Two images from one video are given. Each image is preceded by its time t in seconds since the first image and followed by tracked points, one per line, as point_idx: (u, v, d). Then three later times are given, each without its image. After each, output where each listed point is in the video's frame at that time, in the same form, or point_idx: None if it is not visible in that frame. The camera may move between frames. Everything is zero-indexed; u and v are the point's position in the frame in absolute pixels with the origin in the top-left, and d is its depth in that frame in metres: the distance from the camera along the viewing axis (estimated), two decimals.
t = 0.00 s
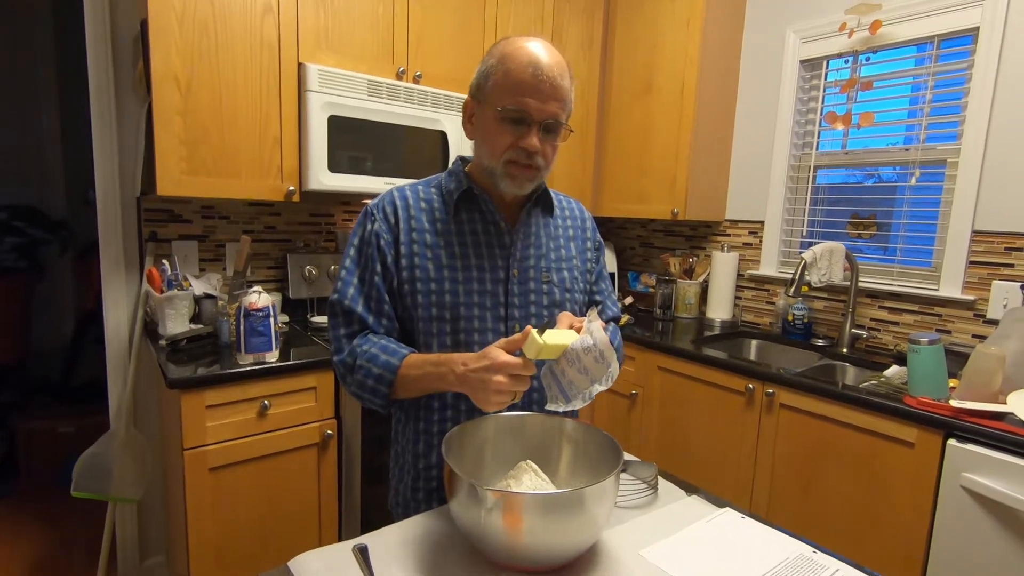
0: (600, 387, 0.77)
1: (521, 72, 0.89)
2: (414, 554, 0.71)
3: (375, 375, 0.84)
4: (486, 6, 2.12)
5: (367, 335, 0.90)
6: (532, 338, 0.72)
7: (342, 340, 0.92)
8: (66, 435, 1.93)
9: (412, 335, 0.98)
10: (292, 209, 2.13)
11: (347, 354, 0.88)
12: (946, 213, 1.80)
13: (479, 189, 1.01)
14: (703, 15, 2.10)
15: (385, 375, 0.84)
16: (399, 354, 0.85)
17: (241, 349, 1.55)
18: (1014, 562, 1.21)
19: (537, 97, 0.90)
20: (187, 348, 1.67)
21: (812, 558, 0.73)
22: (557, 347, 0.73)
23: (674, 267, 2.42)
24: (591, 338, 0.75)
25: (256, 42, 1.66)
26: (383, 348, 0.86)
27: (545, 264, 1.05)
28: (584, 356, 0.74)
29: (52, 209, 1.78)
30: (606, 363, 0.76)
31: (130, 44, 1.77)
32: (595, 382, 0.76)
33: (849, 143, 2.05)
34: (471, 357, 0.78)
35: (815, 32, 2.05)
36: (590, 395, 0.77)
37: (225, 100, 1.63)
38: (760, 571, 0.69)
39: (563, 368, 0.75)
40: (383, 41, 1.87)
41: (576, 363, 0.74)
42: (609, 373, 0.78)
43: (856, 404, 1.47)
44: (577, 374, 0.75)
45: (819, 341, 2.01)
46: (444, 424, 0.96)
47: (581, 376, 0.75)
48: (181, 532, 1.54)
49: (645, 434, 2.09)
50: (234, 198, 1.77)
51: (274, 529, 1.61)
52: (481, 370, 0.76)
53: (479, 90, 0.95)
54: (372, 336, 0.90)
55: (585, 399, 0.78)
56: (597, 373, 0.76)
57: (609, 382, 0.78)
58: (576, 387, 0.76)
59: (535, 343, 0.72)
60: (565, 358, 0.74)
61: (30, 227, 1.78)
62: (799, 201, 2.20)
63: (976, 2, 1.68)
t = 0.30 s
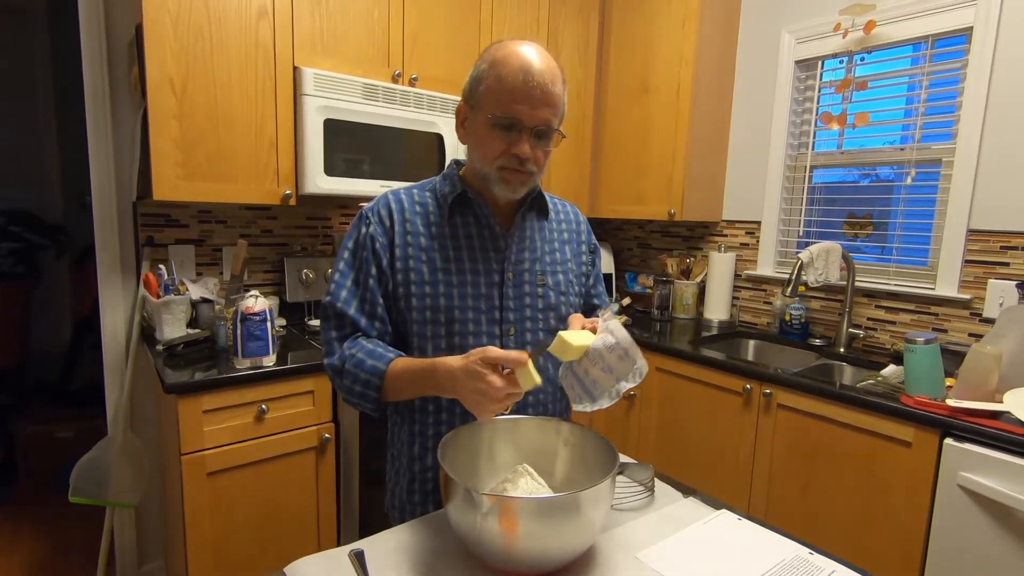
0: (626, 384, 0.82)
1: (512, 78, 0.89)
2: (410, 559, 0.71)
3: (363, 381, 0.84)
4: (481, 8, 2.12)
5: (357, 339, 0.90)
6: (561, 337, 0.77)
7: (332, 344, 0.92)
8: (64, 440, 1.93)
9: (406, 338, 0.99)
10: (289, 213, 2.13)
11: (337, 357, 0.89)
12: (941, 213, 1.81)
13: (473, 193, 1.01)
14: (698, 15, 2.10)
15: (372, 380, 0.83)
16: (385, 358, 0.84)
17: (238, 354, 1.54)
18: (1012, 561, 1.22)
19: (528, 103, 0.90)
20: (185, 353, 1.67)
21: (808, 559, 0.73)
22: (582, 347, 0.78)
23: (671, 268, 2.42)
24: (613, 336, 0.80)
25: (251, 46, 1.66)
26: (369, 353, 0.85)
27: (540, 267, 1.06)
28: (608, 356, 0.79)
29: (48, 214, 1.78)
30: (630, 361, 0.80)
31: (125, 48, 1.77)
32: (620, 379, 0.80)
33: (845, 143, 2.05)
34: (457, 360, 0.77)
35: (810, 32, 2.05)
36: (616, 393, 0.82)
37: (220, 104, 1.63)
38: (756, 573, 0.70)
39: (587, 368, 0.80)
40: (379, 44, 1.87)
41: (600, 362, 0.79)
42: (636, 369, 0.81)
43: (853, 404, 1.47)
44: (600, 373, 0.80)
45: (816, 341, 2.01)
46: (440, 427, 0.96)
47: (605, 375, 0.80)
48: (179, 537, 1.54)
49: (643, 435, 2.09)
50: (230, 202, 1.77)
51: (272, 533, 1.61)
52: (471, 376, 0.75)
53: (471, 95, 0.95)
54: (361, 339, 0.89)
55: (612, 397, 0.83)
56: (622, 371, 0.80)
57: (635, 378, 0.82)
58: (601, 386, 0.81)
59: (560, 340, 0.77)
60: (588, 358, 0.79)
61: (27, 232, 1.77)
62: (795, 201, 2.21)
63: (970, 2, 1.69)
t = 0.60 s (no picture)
0: (634, 381, 0.84)
1: (529, 90, 0.89)
2: (410, 559, 0.71)
3: (358, 383, 0.83)
4: (480, 9, 2.12)
5: (355, 337, 0.88)
6: (572, 334, 0.84)
7: (329, 338, 0.90)
8: (63, 440, 1.93)
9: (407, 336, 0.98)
10: (288, 213, 2.13)
11: (333, 352, 0.88)
12: (938, 214, 1.82)
13: (478, 195, 1.02)
14: (696, 17, 2.11)
15: (368, 383, 0.82)
16: (382, 361, 0.83)
17: (238, 354, 1.55)
18: (1008, 560, 1.22)
19: (542, 116, 0.90)
20: (184, 353, 1.67)
21: (806, 558, 0.74)
22: (591, 342, 0.84)
23: (669, 268, 2.43)
24: (621, 334, 0.84)
25: (251, 47, 1.66)
26: (366, 355, 0.84)
27: (541, 269, 1.06)
28: (615, 351, 0.83)
29: (47, 215, 1.78)
30: (638, 357, 0.83)
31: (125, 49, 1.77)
32: (626, 374, 0.83)
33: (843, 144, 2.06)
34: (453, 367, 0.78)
35: (808, 33, 2.06)
36: (624, 389, 0.84)
37: (220, 104, 1.63)
38: (754, 573, 0.70)
39: (595, 363, 0.84)
40: (378, 46, 1.87)
41: (608, 357, 0.83)
42: (644, 367, 0.83)
43: (852, 403, 1.48)
44: (608, 368, 0.83)
45: (814, 342, 2.02)
46: (440, 427, 0.97)
47: (612, 370, 0.83)
48: (179, 537, 1.54)
49: (642, 435, 2.09)
50: (229, 203, 1.77)
51: (272, 533, 1.61)
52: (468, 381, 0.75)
53: (484, 99, 0.94)
54: (360, 337, 0.88)
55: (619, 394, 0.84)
56: (629, 367, 0.84)
57: (643, 376, 0.84)
58: (609, 380, 0.84)
59: (571, 336, 0.84)
60: (596, 352, 0.84)
61: (26, 233, 1.78)
62: (793, 202, 2.21)
63: (966, 3, 1.70)
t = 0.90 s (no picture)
0: (618, 388, 0.84)
1: (538, 96, 0.90)
2: (405, 559, 0.72)
3: (343, 371, 0.83)
4: (477, 10, 2.13)
5: (342, 330, 0.88)
6: (560, 338, 0.82)
7: (319, 333, 0.91)
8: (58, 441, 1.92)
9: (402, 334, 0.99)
10: (284, 214, 2.13)
11: (322, 346, 0.87)
12: (931, 215, 1.83)
13: (478, 196, 1.02)
14: (692, 19, 2.12)
15: (353, 370, 0.83)
16: (365, 348, 0.83)
17: (233, 354, 1.54)
18: (999, 559, 1.23)
19: (549, 122, 0.90)
20: (179, 353, 1.66)
21: (799, 557, 0.74)
22: (578, 347, 0.83)
23: (665, 269, 2.44)
24: (608, 341, 0.84)
25: (247, 47, 1.66)
26: (350, 344, 0.84)
27: (538, 271, 1.07)
28: (602, 358, 0.83)
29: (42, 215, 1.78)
30: (623, 364, 0.84)
31: (120, 49, 1.77)
32: (612, 381, 0.83)
33: (837, 146, 2.07)
34: (431, 353, 0.76)
35: (803, 36, 2.07)
36: (607, 396, 0.85)
37: (215, 104, 1.63)
38: (746, 571, 0.70)
39: (581, 369, 0.84)
40: (375, 47, 1.87)
41: (594, 364, 0.83)
42: (629, 375, 0.84)
43: (846, 404, 1.49)
44: (594, 374, 0.84)
45: (808, 342, 2.03)
46: (436, 426, 0.97)
47: (598, 377, 0.84)
48: (174, 537, 1.53)
49: (637, 435, 2.10)
50: (225, 203, 1.77)
51: (268, 533, 1.61)
52: (456, 375, 0.74)
53: (492, 102, 0.95)
54: (347, 331, 0.88)
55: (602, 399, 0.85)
56: (615, 375, 0.84)
57: (627, 384, 0.85)
58: (594, 387, 0.84)
59: (559, 340, 0.82)
60: (583, 359, 0.83)
61: (21, 232, 1.78)
62: (788, 204, 2.23)
63: (959, 7, 1.71)
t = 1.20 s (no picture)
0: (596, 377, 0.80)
1: (527, 90, 0.91)
2: (410, 560, 0.72)
3: (371, 374, 0.84)
4: (479, 14, 2.14)
5: (364, 336, 0.90)
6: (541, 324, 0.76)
7: (338, 340, 0.92)
8: (58, 443, 1.92)
9: (410, 337, 0.99)
10: (286, 217, 2.14)
11: (344, 353, 0.89)
12: (931, 219, 1.84)
13: (479, 198, 1.02)
14: (692, 24, 2.13)
15: (381, 374, 0.84)
16: (394, 353, 0.85)
17: (235, 357, 1.55)
18: (999, 562, 1.24)
19: (541, 114, 0.92)
20: (181, 356, 1.67)
21: (801, 559, 0.75)
22: (563, 336, 0.76)
23: (666, 272, 2.44)
24: (594, 330, 0.80)
25: (250, 51, 1.67)
26: (378, 348, 0.86)
27: (541, 271, 1.07)
28: (585, 348, 0.78)
29: (44, 217, 1.78)
30: (604, 354, 0.80)
31: (124, 53, 1.78)
32: (591, 371, 0.79)
33: (837, 150, 2.08)
34: (465, 355, 0.78)
35: (803, 41, 2.09)
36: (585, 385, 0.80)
37: (218, 108, 1.64)
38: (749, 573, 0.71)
39: (563, 358, 0.78)
40: (377, 51, 1.89)
41: (576, 353, 0.78)
42: (607, 364, 0.80)
43: (845, 406, 1.49)
44: (574, 363, 0.78)
45: (809, 346, 2.03)
46: (440, 427, 0.98)
47: (579, 366, 0.78)
48: (175, 538, 1.54)
49: (639, 438, 2.10)
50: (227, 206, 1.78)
51: (270, 535, 1.61)
52: (486, 378, 0.76)
53: (485, 105, 0.96)
54: (369, 336, 0.90)
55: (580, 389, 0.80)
56: (594, 364, 0.79)
57: (605, 373, 0.81)
58: (572, 376, 0.78)
59: (542, 327, 0.75)
60: (565, 347, 0.77)
61: (21, 234, 1.77)
62: (788, 207, 2.23)
63: (957, 12, 1.72)
